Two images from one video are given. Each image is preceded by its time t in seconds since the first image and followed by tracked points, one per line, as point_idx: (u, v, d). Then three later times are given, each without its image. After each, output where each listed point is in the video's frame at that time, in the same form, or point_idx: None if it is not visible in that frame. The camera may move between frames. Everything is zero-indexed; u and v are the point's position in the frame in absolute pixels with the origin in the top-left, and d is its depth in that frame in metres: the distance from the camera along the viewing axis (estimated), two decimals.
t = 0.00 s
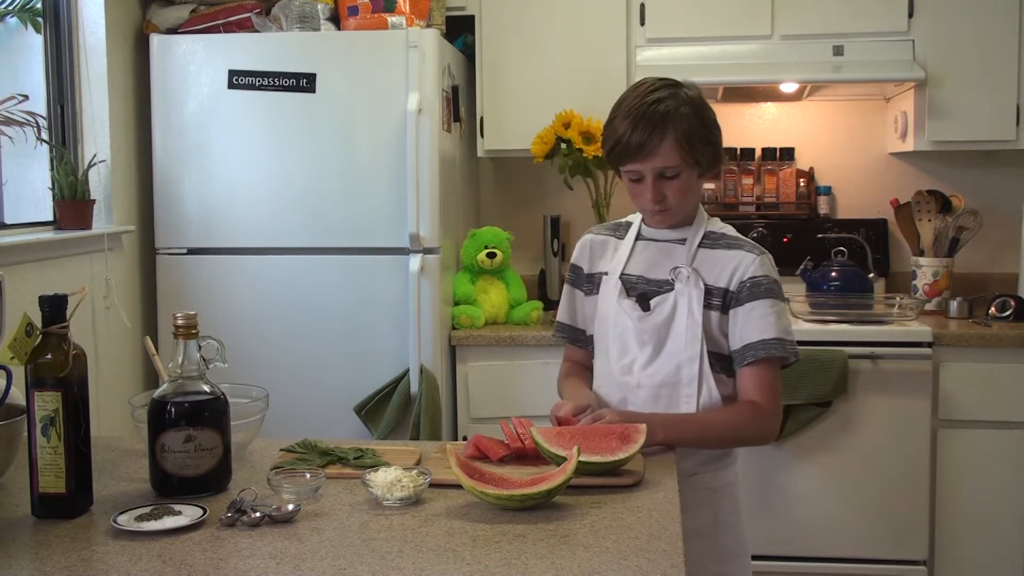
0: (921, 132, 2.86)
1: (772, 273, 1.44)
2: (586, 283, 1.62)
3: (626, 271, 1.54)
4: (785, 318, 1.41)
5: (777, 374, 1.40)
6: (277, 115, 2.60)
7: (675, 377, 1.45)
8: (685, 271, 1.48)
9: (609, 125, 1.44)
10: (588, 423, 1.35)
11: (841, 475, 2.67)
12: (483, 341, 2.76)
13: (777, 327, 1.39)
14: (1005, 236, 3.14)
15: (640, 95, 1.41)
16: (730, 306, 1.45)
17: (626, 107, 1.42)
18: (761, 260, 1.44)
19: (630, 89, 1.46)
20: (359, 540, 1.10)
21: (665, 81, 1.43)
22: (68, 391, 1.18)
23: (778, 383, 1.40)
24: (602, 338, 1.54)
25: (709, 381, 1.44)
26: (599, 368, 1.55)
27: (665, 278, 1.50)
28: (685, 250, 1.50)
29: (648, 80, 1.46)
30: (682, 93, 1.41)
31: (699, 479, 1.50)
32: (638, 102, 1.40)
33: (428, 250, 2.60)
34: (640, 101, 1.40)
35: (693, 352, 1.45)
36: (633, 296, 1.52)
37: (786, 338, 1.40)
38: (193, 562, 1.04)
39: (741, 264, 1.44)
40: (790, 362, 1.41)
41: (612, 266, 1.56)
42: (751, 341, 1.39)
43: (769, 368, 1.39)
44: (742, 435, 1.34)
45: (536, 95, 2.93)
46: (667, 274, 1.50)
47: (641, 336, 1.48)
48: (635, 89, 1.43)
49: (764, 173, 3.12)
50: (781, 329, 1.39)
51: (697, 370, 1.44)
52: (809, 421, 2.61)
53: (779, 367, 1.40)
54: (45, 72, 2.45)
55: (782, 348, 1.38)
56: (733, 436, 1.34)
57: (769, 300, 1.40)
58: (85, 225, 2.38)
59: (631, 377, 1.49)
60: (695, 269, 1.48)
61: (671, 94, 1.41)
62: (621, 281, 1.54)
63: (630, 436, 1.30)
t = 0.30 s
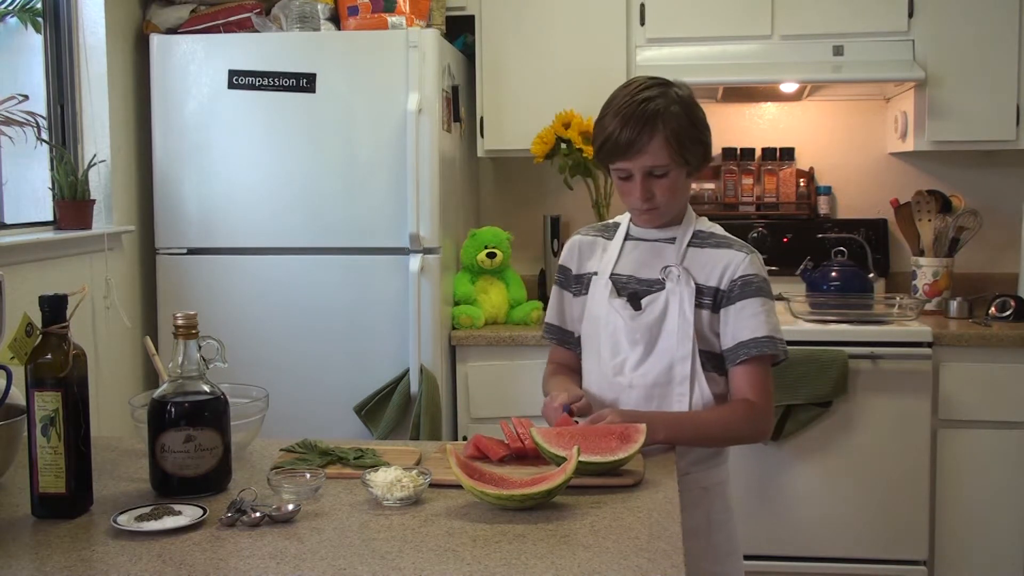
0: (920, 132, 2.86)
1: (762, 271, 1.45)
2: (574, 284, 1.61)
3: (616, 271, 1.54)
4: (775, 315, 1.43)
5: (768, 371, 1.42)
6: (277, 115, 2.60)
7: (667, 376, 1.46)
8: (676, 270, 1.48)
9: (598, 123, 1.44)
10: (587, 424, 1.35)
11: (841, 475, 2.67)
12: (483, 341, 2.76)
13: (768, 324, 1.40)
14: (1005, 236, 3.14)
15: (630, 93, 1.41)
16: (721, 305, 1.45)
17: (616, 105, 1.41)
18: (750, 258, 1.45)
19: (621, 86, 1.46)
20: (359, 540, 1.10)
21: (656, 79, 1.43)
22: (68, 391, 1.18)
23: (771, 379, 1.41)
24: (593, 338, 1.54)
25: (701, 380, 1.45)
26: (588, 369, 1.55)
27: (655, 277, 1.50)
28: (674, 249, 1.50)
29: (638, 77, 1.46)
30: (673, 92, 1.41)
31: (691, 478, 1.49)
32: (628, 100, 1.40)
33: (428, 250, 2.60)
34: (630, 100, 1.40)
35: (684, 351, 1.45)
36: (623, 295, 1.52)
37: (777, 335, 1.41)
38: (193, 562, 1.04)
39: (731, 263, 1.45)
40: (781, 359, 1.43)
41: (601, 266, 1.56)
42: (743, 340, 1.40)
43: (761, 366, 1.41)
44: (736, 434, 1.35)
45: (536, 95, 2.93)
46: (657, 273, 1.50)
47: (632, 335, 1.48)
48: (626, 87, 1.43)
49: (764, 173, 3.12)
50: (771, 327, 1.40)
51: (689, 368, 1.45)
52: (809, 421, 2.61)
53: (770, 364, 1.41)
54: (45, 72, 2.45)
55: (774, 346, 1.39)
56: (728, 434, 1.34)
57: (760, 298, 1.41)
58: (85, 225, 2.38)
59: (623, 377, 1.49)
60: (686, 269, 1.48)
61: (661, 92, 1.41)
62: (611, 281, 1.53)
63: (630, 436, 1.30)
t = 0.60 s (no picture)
0: (921, 132, 2.85)
1: (757, 274, 1.46)
2: (566, 284, 1.60)
3: (612, 271, 1.54)
4: (770, 318, 1.44)
5: (765, 373, 1.42)
6: (277, 115, 2.60)
7: (664, 377, 1.46)
8: (674, 272, 1.48)
9: (601, 124, 1.43)
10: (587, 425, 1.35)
11: (841, 475, 2.67)
12: (483, 341, 2.76)
13: (764, 327, 1.41)
14: (1005, 236, 3.14)
15: (634, 97, 1.40)
16: (718, 307, 1.46)
17: (620, 108, 1.40)
18: (746, 261, 1.45)
19: (623, 86, 1.45)
20: (359, 540, 1.10)
21: (659, 82, 1.42)
22: (68, 391, 1.18)
23: (767, 381, 1.42)
24: (588, 339, 1.53)
25: (698, 380, 1.45)
26: (583, 369, 1.54)
27: (652, 278, 1.51)
28: (671, 251, 1.50)
29: (640, 78, 1.44)
30: (676, 96, 1.41)
31: (688, 479, 1.49)
32: (632, 104, 1.39)
33: (428, 250, 2.60)
34: (635, 103, 1.39)
35: (681, 353, 1.45)
36: (620, 296, 1.52)
37: (771, 338, 1.42)
38: (193, 562, 1.04)
39: (728, 265, 1.45)
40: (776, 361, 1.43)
41: (596, 267, 1.55)
42: (741, 342, 1.41)
43: (758, 369, 1.41)
44: (734, 436, 1.36)
45: (537, 95, 2.93)
46: (654, 274, 1.50)
47: (630, 336, 1.48)
48: (629, 89, 1.42)
49: (764, 173, 3.12)
50: (767, 330, 1.41)
51: (686, 369, 1.45)
52: (809, 421, 2.61)
53: (766, 366, 1.42)
54: (45, 72, 2.45)
55: (769, 348, 1.40)
56: (725, 435, 1.35)
57: (757, 300, 1.42)
58: (86, 225, 2.38)
59: (620, 378, 1.48)
60: (683, 270, 1.48)
61: (665, 96, 1.40)
62: (607, 281, 1.53)
63: (630, 436, 1.30)
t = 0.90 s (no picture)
0: (921, 132, 2.86)
1: (753, 276, 1.46)
2: (561, 281, 1.60)
3: (607, 271, 1.53)
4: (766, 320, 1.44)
5: (762, 374, 1.42)
6: (277, 115, 2.60)
7: (660, 379, 1.46)
8: (670, 273, 1.48)
9: (598, 129, 1.42)
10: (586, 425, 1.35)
11: (841, 475, 2.67)
12: (483, 341, 2.76)
13: (760, 329, 1.41)
14: (1005, 237, 3.14)
15: (632, 102, 1.39)
16: (715, 309, 1.46)
17: (617, 113, 1.40)
18: (742, 263, 1.46)
19: (620, 89, 1.44)
20: (359, 540, 1.10)
21: (656, 86, 1.42)
22: (68, 391, 1.18)
23: (764, 384, 1.42)
24: (583, 339, 1.52)
25: (694, 382, 1.44)
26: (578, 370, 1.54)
27: (648, 280, 1.51)
28: (667, 253, 1.50)
29: (637, 81, 1.44)
30: (674, 100, 1.40)
31: (685, 479, 1.49)
32: (630, 110, 1.38)
33: (428, 250, 2.60)
34: (633, 109, 1.39)
35: (676, 355, 1.45)
36: (615, 297, 1.52)
37: (768, 340, 1.42)
38: (193, 562, 1.04)
39: (724, 268, 1.45)
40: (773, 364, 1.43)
41: (591, 268, 1.55)
42: (738, 344, 1.41)
43: (755, 370, 1.41)
44: (732, 437, 1.36)
45: (537, 95, 2.92)
46: (650, 276, 1.50)
47: (626, 337, 1.47)
48: (626, 93, 1.41)
49: (764, 173, 3.12)
50: (763, 332, 1.42)
51: (681, 372, 1.45)
52: (809, 421, 2.61)
53: (763, 367, 1.42)
54: (45, 72, 2.45)
55: (765, 351, 1.40)
56: (724, 436, 1.35)
57: (753, 303, 1.42)
58: (86, 226, 2.38)
59: (615, 379, 1.48)
60: (679, 272, 1.48)
61: (663, 101, 1.39)
62: (602, 281, 1.53)
63: (630, 435, 1.30)
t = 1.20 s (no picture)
0: (921, 132, 2.86)
1: (750, 275, 1.46)
2: (557, 284, 1.60)
3: (603, 272, 1.53)
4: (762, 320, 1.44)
5: (759, 373, 1.43)
6: (277, 116, 2.60)
7: (657, 379, 1.45)
8: (667, 273, 1.48)
9: (594, 130, 1.43)
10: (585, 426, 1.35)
11: (842, 475, 2.67)
12: (483, 341, 2.76)
13: (756, 329, 1.42)
14: (1004, 237, 3.14)
15: (628, 102, 1.39)
16: (711, 309, 1.46)
17: (613, 114, 1.40)
18: (738, 262, 1.46)
19: (615, 90, 1.44)
20: (359, 540, 1.10)
21: (652, 86, 1.42)
22: (68, 391, 1.18)
23: (761, 383, 1.42)
24: (580, 340, 1.52)
25: (691, 382, 1.44)
26: (575, 372, 1.54)
27: (644, 280, 1.51)
28: (663, 253, 1.50)
29: (633, 81, 1.44)
30: (669, 100, 1.40)
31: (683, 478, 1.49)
32: (626, 110, 1.39)
33: (428, 250, 2.60)
34: (629, 109, 1.39)
35: (673, 355, 1.45)
36: (611, 297, 1.51)
37: (764, 340, 1.42)
38: (193, 562, 1.04)
39: (720, 268, 1.45)
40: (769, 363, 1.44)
41: (587, 269, 1.55)
42: (734, 343, 1.41)
43: (752, 369, 1.41)
44: (730, 437, 1.36)
45: (537, 95, 2.92)
46: (646, 276, 1.50)
47: (622, 338, 1.47)
48: (622, 93, 1.42)
49: (764, 173, 3.12)
50: (759, 332, 1.42)
51: (678, 371, 1.45)
52: (809, 421, 2.61)
53: (760, 366, 1.43)
54: (45, 72, 2.45)
55: (762, 351, 1.41)
56: (722, 435, 1.35)
57: (749, 302, 1.43)
58: (86, 225, 2.38)
59: (612, 379, 1.48)
60: (675, 272, 1.48)
61: (658, 101, 1.39)
62: (599, 282, 1.53)
63: (630, 436, 1.30)
